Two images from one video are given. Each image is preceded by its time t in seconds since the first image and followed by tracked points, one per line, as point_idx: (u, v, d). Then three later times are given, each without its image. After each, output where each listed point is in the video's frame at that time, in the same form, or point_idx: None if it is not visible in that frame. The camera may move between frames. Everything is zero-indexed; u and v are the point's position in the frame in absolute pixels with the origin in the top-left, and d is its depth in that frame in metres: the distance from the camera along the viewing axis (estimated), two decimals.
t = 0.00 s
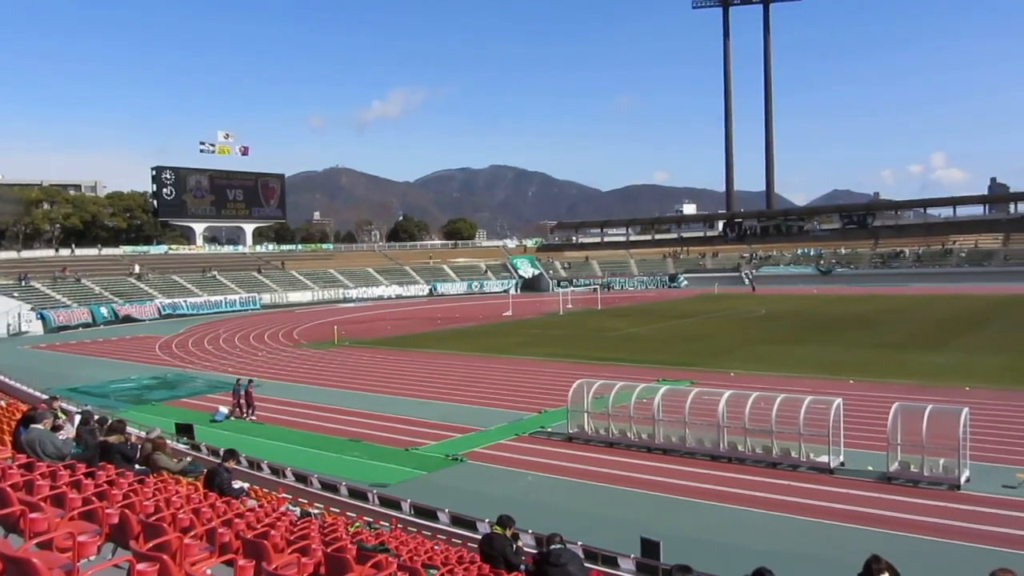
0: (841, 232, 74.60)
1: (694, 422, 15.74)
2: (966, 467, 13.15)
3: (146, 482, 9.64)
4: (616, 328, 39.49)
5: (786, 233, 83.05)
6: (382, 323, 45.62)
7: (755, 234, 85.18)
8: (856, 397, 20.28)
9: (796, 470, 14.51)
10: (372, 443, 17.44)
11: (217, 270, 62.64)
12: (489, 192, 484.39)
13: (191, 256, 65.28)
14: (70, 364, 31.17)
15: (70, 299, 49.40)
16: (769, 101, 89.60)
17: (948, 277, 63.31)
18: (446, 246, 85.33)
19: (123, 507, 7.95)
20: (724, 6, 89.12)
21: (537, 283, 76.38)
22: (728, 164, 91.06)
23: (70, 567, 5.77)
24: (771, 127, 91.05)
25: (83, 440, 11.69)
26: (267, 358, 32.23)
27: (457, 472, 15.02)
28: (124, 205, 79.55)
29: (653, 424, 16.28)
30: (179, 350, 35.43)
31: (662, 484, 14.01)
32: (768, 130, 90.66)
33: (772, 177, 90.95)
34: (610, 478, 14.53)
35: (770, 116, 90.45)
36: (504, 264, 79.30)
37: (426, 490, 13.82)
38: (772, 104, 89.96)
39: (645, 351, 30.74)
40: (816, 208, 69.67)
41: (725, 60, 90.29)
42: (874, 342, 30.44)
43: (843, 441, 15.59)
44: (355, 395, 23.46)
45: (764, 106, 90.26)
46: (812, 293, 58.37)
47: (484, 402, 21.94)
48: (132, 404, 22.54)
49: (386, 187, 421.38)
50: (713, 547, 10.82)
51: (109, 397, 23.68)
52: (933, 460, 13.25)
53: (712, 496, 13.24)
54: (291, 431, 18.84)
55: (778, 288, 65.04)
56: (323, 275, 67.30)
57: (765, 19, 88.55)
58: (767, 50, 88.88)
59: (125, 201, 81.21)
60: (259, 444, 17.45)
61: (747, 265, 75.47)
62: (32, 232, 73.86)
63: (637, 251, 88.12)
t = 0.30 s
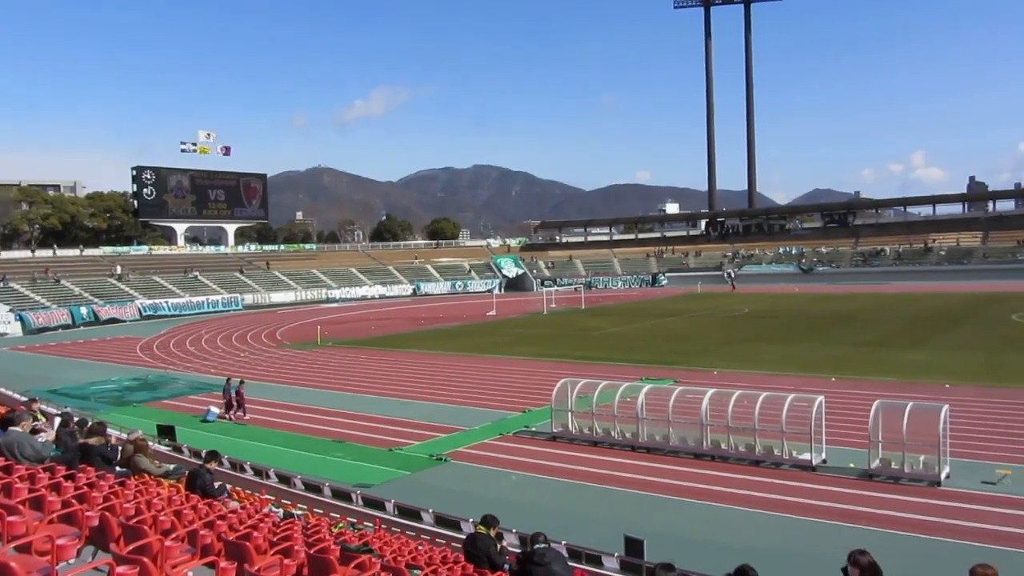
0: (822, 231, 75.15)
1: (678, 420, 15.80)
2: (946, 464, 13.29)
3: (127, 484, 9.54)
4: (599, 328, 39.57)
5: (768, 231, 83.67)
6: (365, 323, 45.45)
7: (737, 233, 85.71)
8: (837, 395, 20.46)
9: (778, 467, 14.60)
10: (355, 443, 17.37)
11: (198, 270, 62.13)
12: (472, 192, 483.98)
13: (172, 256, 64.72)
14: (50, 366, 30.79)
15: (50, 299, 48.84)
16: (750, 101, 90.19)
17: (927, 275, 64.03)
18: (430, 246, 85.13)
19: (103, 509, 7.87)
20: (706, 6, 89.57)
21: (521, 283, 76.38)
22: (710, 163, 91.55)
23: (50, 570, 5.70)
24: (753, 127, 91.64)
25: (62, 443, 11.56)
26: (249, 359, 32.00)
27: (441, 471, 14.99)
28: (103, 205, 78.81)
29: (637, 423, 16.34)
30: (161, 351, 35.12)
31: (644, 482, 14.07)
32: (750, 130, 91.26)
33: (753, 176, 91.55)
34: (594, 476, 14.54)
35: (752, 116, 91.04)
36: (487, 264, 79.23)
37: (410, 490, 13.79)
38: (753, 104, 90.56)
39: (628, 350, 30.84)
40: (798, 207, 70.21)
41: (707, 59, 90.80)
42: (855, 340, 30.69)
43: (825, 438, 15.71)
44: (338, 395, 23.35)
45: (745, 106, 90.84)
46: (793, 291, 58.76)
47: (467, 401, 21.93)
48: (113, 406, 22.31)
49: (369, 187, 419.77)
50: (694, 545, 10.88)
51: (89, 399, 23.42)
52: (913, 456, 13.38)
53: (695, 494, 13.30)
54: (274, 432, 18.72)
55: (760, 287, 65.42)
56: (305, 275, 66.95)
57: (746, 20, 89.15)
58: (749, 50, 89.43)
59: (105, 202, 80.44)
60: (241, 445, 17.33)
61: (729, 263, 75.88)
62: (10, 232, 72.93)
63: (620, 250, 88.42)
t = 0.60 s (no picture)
0: (805, 230, 75.65)
1: (662, 419, 15.85)
2: (928, 461, 13.42)
3: (109, 486, 9.44)
4: (584, 327, 39.60)
5: (751, 231, 84.17)
6: (349, 323, 45.26)
7: (721, 232, 86.13)
8: (821, 393, 20.62)
9: (762, 465, 14.69)
10: (340, 444, 17.29)
11: (181, 270, 61.65)
12: (457, 191, 483.34)
13: (154, 256, 64.18)
14: (30, 367, 30.45)
15: (31, 300, 48.30)
16: (734, 101, 90.65)
17: (909, 274, 64.66)
18: (414, 245, 84.90)
19: (85, 511, 7.80)
20: (690, 6, 89.91)
21: (505, 282, 76.34)
22: (694, 163, 91.95)
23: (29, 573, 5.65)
24: (736, 126, 92.08)
25: (43, 445, 11.43)
26: (233, 360, 31.79)
27: (426, 471, 14.97)
28: (84, 205, 78.04)
29: (622, 422, 16.38)
30: (143, 352, 34.83)
31: (628, 481, 14.11)
32: (733, 130, 91.74)
33: (737, 176, 92.03)
34: (578, 475, 14.58)
35: (735, 116, 91.48)
36: (472, 263, 79.11)
37: (395, 490, 13.74)
38: (736, 104, 91.03)
39: (613, 349, 30.89)
40: (781, 207, 70.65)
41: (691, 59, 91.16)
42: (838, 339, 30.90)
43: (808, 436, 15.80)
44: (322, 395, 23.24)
45: (729, 105, 91.30)
46: (776, 291, 59.15)
47: (452, 401, 21.90)
48: (95, 407, 22.09)
49: (353, 186, 418.09)
50: (678, 544, 10.90)
51: (70, 400, 23.16)
52: (896, 454, 13.49)
53: (678, 492, 13.35)
54: (257, 433, 18.59)
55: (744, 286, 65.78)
56: (289, 274, 66.59)
57: (730, 20, 89.56)
58: (732, 50, 89.89)
59: (86, 202, 79.65)
60: (225, 446, 17.22)
61: (713, 262, 76.22)
62: None
63: (605, 249, 88.64)
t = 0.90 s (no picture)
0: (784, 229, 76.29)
1: (643, 417, 15.92)
2: (905, 457, 13.58)
3: (85, 488, 9.32)
4: (565, 326, 39.64)
5: (731, 230, 84.80)
6: (329, 323, 45.02)
7: (700, 231, 86.69)
8: (800, 391, 20.80)
9: (742, 463, 14.80)
10: (320, 444, 17.19)
11: (159, 270, 61.00)
12: (437, 190, 482.26)
13: (131, 256, 63.45)
14: (5, 369, 29.98)
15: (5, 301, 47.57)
16: (713, 101, 91.24)
17: (887, 272, 65.42)
18: (395, 245, 84.56)
19: (60, 515, 7.69)
20: (670, 7, 90.35)
21: (486, 281, 76.25)
22: (674, 163, 92.40)
23: None
24: (716, 126, 92.67)
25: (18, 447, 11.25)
26: (212, 360, 31.49)
27: (407, 471, 14.92)
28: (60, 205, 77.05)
29: (602, 421, 16.43)
30: (121, 353, 34.41)
31: (609, 479, 14.14)
32: (713, 129, 92.31)
33: (716, 175, 92.62)
34: (560, 474, 14.58)
35: (715, 116, 92.05)
36: (453, 263, 78.93)
37: (376, 490, 13.68)
38: (716, 104, 91.63)
39: (594, 348, 30.94)
40: (759, 206, 71.19)
41: (671, 59, 91.61)
42: (818, 337, 31.18)
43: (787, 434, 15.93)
44: (302, 396, 23.08)
45: (708, 105, 91.85)
46: (755, 290, 59.58)
47: (433, 401, 21.85)
48: (72, 409, 21.79)
49: (333, 185, 415.78)
50: (659, 542, 10.94)
51: (46, 402, 22.82)
52: (874, 451, 13.65)
53: (659, 490, 13.40)
54: (236, 434, 18.43)
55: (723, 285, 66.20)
56: (268, 274, 66.08)
57: (709, 20, 90.12)
58: (712, 50, 90.47)
59: (61, 201, 78.57)
60: (204, 447, 17.05)
61: (693, 261, 76.63)
62: None
63: (585, 248, 88.85)
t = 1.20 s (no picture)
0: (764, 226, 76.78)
1: (625, 416, 15.96)
2: (885, 453, 13.72)
3: (64, 493, 9.19)
4: (547, 325, 39.64)
5: (712, 228, 85.27)
6: (310, 324, 44.78)
7: (681, 229, 87.13)
8: (781, 387, 20.96)
9: (724, 460, 14.87)
10: (302, 445, 17.08)
11: (138, 272, 60.40)
12: (418, 190, 481.08)
13: (109, 258, 62.75)
14: None
15: None
16: (693, 99, 91.64)
17: (867, 269, 66.06)
18: (376, 245, 84.21)
19: (37, 520, 7.58)
20: (649, 5, 90.64)
21: (468, 281, 76.13)
22: (655, 161, 92.77)
23: None
24: (696, 124, 93.08)
25: None
26: (192, 362, 31.20)
27: (389, 472, 14.85)
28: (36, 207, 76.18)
29: (585, 419, 16.45)
30: (100, 355, 34.05)
31: (592, 478, 14.16)
32: (693, 128, 92.74)
33: (697, 173, 93.07)
34: (544, 474, 14.57)
35: (695, 114, 92.46)
36: (434, 263, 78.78)
37: (358, 491, 13.63)
38: (695, 102, 92.07)
39: (576, 347, 30.97)
40: (740, 204, 71.69)
41: (651, 57, 91.91)
42: (799, 334, 31.40)
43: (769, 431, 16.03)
44: (285, 397, 22.92)
45: (688, 104, 92.23)
46: (737, 287, 59.94)
47: (417, 401, 21.79)
48: (50, 413, 21.50)
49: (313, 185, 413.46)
50: (643, 540, 10.97)
51: (23, 406, 22.50)
52: (855, 446, 13.77)
53: (643, 488, 13.44)
54: (218, 436, 18.26)
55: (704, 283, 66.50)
56: (249, 275, 65.61)
57: (688, 19, 90.59)
58: (691, 49, 90.85)
59: (38, 203, 77.63)
60: (185, 450, 16.90)
61: (674, 260, 76.94)
62: None
63: (567, 247, 89.00)
